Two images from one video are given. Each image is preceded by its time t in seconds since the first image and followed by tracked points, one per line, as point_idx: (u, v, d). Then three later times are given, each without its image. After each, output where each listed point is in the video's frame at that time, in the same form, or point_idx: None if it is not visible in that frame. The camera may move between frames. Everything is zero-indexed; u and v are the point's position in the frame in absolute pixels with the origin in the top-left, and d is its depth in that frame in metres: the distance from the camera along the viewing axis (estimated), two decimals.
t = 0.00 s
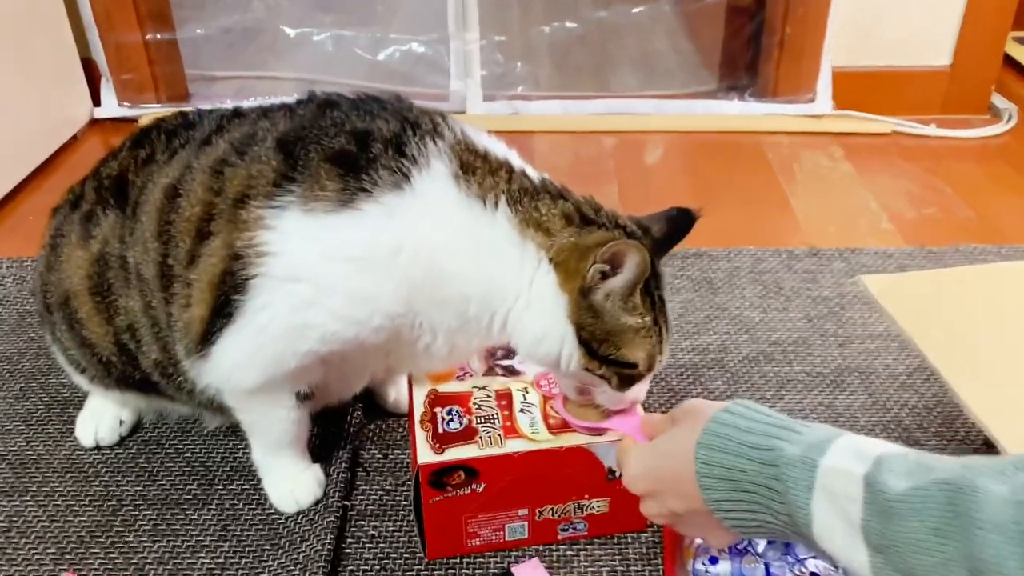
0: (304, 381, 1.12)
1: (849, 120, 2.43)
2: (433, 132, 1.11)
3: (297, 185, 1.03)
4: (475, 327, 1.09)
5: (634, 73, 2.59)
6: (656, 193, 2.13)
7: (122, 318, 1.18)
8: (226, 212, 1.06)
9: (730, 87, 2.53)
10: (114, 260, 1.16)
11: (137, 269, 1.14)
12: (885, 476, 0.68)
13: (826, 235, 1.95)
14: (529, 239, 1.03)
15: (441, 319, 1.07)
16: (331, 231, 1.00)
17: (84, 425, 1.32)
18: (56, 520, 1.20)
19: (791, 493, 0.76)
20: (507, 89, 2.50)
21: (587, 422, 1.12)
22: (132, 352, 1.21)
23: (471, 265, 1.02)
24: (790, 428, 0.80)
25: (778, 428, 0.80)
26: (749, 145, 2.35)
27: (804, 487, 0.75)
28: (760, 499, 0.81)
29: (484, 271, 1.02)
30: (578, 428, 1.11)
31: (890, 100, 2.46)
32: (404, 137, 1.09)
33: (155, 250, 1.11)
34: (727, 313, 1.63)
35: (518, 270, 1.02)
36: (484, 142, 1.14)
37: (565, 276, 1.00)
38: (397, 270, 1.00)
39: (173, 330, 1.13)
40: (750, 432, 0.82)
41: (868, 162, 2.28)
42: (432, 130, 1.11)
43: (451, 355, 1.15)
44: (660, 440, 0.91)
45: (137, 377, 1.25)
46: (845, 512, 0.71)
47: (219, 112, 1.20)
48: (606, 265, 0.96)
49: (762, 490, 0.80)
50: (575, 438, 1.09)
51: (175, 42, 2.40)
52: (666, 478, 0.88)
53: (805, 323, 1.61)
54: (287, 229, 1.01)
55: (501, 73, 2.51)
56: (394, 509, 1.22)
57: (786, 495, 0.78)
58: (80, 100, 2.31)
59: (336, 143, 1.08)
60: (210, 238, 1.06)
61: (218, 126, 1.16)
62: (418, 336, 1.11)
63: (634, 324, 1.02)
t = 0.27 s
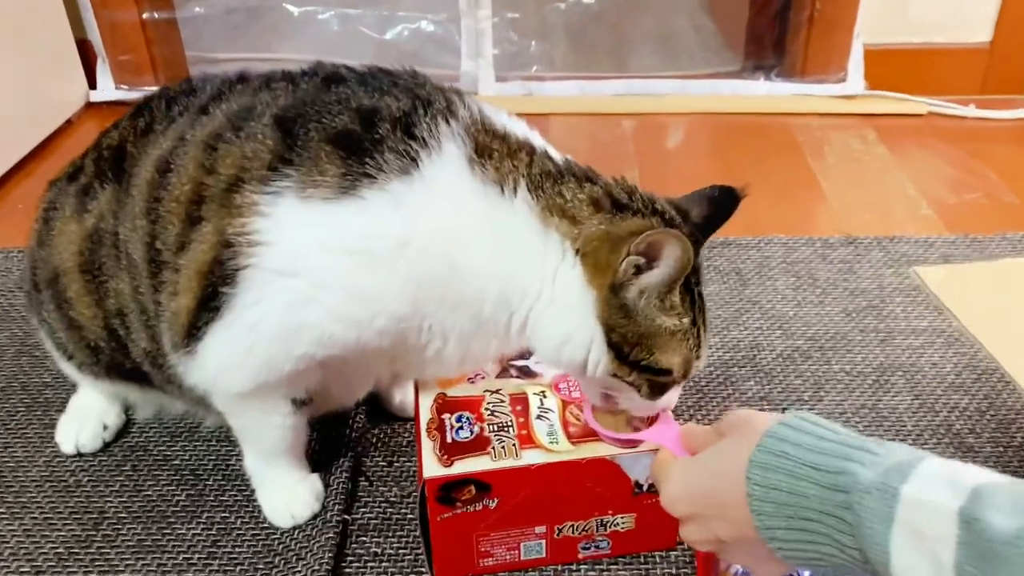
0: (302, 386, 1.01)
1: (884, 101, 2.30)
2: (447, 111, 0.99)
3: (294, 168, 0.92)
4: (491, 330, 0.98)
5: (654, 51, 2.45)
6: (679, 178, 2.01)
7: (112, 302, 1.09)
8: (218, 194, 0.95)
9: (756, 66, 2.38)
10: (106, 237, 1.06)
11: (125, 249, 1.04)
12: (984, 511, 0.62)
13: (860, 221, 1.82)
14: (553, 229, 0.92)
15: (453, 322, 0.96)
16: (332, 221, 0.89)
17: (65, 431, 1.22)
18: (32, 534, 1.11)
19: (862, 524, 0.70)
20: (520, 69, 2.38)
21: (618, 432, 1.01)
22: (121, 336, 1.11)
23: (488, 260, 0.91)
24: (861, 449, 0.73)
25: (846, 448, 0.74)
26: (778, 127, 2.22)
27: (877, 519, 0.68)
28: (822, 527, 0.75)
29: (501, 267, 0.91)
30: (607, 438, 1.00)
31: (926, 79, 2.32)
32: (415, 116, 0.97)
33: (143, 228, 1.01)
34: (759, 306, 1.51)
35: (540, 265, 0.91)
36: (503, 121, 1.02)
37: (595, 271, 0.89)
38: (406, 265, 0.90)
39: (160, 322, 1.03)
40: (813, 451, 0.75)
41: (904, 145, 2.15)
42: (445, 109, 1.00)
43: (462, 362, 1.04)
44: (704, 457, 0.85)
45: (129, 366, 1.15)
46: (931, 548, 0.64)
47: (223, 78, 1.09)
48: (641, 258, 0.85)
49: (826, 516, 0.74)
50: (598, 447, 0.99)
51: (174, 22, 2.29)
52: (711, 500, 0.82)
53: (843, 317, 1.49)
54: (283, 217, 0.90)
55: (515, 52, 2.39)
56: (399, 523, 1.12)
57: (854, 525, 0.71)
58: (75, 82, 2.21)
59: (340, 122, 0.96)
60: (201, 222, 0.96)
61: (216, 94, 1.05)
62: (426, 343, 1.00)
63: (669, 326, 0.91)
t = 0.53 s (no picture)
0: (273, 407, 0.93)
1: (898, 90, 2.20)
2: (435, 112, 0.88)
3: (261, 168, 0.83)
4: (476, 349, 0.88)
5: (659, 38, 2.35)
6: (684, 172, 1.93)
7: (82, 286, 1.00)
8: (184, 190, 0.86)
9: (765, 54, 2.28)
10: (76, 224, 0.99)
11: (93, 237, 0.97)
12: None
13: (877, 218, 1.74)
14: (549, 249, 0.81)
15: (433, 342, 0.86)
16: (300, 230, 0.80)
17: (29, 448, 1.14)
18: None
19: None
20: (520, 58, 2.28)
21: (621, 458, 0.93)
22: (91, 329, 1.02)
23: (473, 274, 0.81)
24: (886, 489, 0.69)
25: (870, 488, 0.69)
26: (788, 118, 2.12)
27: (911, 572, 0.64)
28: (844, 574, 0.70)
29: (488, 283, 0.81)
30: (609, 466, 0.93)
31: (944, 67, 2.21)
32: (398, 119, 0.86)
33: (110, 215, 0.94)
34: (768, 310, 1.43)
35: (533, 282, 0.81)
36: (498, 120, 0.91)
37: (597, 295, 0.78)
38: (381, 279, 0.80)
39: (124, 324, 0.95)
40: (835, 491, 0.71)
41: (922, 135, 2.05)
42: (433, 110, 0.88)
43: (445, 381, 0.93)
44: (716, 493, 0.79)
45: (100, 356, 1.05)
46: None
47: (209, 56, 1.01)
48: (649, 283, 0.74)
49: (849, 562, 0.69)
50: (595, 475, 0.92)
51: (161, 12, 2.20)
52: (724, 542, 0.77)
53: (858, 322, 1.41)
54: (247, 225, 0.81)
55: (514, 41, 2.29)
56: (381, 552, 1.04)
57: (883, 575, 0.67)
58: (58, 77, 2.13)
59: (316, 120, 0.86)
60: (165, 219, 0.88)
61: (195, 75, 0.97)
62: (404, 364, 0.89)
63: (677, 359, 0.81)
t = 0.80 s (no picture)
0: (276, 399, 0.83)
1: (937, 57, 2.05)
2: (448, 57, 0.77)
3: (256, 125, 0.73)
4: (503, 329, 0.77)
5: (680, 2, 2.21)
6: (712, 144, 1.82)
7: (60, 292, 0.93)
8: (165, 158, 0.76)
9: (795, 21, 2.13)
10: (50, 205, 0.90)
11: (67, 226, 0.89)
12: None
13: (924, 190, 1.63)
14: (585, 216, 0.70)
15: (455, 321, 0.75)
16: (299, 196, 0.70)
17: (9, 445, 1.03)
18: None
19: None
20: (536, 29, 2.14)
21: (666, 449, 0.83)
22: (75, 333, 0.95)
23: (500, 244, 0.70)
24: (1006, 491, 0.59)
25: (985, 489, 0.59)
26: (820, 88, 2.00)
27: None
28: None
29: (516, 254, 0.71)
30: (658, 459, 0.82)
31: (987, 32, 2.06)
32: (407, 65, 0.76)
33: (83, 196, 0.85)
34: (810, 288, 1.32)
35: (568, 255, 0.70)
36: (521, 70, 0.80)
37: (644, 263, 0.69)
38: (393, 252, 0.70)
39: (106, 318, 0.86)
40: (939, 492, 0.61)
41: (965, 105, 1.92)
42: (446, 54, 0.78)
43: (467, 368, 0.83)
44: (781, 492, 0.69)
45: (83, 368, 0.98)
46: None
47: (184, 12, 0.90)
48: (700, 244, 0.65)
49: None
50: (633, 470, 0.81)
51: None
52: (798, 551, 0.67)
53: (908, 301, 1.30)
54: (239, 191, 0.71)
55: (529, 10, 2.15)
56: (395, 554, 0.95)
57: None
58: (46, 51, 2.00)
59: (315, 70, 0.75)
60: (145, 190, 0.78)
61: (172, 31, 0.86)
62: (421, 347, 0.79)
63: (744, 333, 0.71)
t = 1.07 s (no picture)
0: (246, 364, 0.80)
1: (945, 32, 1.99)
2: None
3: (215, 75, 0.69)
4: (478, 289, 0.74)
5: None
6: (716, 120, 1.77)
7: (26, 265, 0.89)
8: (125, 115, 0.72)
9: None
10: (12, 171, 0.87)
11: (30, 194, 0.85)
12: None
13: (932, 165, 1.59)
14: (561, 164, 0.67)
15: (427, 280, 0.73)
16: (260, 147, 0.66)
17: None
18: None
19: None
20: (537, 5, 2.10)
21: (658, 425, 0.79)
22: (46, 308, 0.90)
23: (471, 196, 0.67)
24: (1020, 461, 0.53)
25: (996, 459, 0.54)
26: (826, 63, 1.94)
27: None
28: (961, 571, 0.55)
29: (489, 206, 0.68)
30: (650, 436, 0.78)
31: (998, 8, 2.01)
32: (372, 7, 0.72)
33: (45, 163, 0.82)
34: (812, 263, 1.28)
35: (545, 206, 0.67)
36: (497, 12, 0.75)
37: (628, 217, 0.66)
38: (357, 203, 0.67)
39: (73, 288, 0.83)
40: (944, 464, 0.55)
41: (975, 80, 1.86)
42: None
43: (441, 330, 0.80)
44: (775, 465, 0.64)
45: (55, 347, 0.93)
46: None
47: None
48: (689, 193, 0.62)
49: (967, 555, 0.54)
50: (618, 442, 0.78)
51: None
52: (791, 526, 0.62)
53: (913, 275, 1.26)
54: (197, 143, 0.68)
55: None
56: (375, 531, 0.92)
57: None
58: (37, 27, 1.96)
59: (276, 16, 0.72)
60: (108, 150, 0.74)
61: None
62: (393, 308, 0.77)
63: (735, 287, 0.69)
